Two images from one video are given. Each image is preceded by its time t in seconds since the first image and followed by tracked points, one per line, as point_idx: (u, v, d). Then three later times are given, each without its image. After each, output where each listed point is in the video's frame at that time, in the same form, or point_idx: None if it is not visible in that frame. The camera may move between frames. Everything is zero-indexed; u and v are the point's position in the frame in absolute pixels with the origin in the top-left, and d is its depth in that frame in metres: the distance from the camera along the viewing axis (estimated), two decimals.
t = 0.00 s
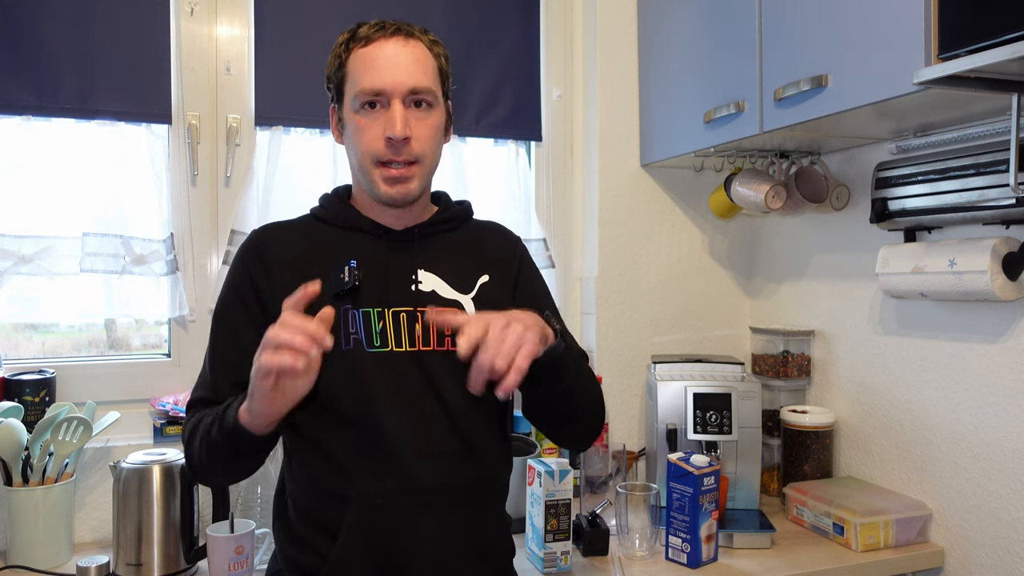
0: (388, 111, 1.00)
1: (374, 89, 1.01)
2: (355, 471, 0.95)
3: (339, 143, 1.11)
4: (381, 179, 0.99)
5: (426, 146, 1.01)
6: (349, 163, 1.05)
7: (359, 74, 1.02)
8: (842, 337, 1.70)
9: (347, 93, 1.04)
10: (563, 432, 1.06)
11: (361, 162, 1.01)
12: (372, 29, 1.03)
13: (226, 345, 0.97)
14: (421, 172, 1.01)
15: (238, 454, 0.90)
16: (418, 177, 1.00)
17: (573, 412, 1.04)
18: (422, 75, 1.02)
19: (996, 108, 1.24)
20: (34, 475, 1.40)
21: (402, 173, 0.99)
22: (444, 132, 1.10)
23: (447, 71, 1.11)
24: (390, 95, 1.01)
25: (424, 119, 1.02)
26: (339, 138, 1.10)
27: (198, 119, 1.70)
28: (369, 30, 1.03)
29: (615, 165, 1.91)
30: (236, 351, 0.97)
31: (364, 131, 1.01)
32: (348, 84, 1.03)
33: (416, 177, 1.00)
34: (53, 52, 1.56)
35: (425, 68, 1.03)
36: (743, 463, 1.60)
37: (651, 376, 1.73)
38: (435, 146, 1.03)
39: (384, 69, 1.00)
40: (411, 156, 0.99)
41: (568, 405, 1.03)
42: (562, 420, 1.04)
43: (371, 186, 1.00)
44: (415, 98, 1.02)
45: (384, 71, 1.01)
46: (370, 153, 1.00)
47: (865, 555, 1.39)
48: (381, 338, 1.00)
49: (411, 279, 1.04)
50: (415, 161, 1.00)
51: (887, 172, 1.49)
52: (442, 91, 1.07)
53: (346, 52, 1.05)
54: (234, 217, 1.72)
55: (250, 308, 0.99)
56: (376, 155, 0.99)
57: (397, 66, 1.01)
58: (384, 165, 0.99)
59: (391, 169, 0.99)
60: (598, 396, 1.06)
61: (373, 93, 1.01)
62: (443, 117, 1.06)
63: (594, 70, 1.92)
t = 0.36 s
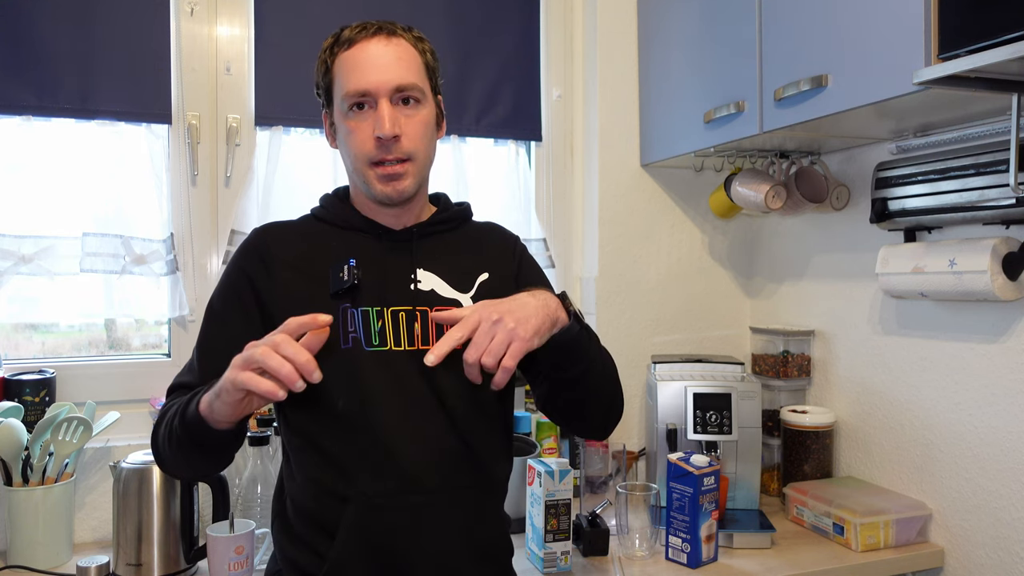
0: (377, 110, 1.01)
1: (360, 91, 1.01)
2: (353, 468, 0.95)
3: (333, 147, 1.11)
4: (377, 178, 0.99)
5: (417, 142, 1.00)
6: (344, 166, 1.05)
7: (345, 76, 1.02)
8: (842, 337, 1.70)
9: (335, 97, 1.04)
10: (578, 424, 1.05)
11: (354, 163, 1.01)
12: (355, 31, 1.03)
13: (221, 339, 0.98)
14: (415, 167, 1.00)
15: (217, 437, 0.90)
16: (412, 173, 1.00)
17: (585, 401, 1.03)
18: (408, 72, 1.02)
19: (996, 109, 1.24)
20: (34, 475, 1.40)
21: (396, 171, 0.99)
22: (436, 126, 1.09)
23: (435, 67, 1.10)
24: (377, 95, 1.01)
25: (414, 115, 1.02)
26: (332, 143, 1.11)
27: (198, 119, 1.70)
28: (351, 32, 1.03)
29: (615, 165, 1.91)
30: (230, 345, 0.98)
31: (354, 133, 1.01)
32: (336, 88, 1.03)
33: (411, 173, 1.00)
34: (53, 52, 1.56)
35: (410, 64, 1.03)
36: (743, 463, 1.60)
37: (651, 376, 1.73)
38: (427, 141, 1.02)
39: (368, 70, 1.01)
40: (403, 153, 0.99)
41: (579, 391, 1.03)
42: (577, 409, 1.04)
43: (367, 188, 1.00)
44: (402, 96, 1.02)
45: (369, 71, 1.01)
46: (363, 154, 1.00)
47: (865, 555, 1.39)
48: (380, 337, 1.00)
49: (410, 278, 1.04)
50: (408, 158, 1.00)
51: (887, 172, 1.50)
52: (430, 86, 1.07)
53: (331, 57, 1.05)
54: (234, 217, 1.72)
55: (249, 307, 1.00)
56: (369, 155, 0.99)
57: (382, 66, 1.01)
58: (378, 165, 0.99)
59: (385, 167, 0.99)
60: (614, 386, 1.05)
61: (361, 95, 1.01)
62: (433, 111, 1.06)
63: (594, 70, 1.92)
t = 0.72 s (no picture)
0: (368, 110, 1.01)
1: (351, 91, 1.01)
2: (351, 468, 0.95)
3: (327, 149, 1.11)
4: (370, 178, 0.99)
5: (410, 140, 1.00)
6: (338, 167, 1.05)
7: (335, 76, 1.02)
8: (842, 337, 1.70)
9: (327, 99, 1.04)
10: (580, 416, 1.05)
11: (348, 164, 1.01)
12: (343, 31, 1.03)
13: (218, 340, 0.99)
14: (409, 166, 1.00)
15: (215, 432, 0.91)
16: (406, 172, 1.00)
17: (587, 391, 1.03)
18: (397, 70, 1.02)
19: (996, 108, 1.24)
20: (34, 475, 1.40)
21: (390, 170, 0.99)
22: (429, 123, 1.09)
23: (427, 65, 1.10)
24: (368, 95, 1.01)
25: (405, 112, 1.02)
26: (327, 145, 1.11)
27: (198, 119, 1.70)
28: (339, 32, 1.03)
29: (615, 165, 1.91)
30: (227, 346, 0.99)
31: (347, 134, 1.01)
32: (326, 89, 1.03)
33: (405, 172, 1.00)
34: (53, 52, 1.56)
35: (400, 63, 1.03)
36: (743, 463, 1.60)
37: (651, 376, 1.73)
38: (419, 138, 1.02)
39: (358, 70, 1.01)
40: (396, 152, 0.99)
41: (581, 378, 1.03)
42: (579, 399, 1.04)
43: (362, 188, 1.00)
44: (393, 94, 1.02)
45: (358, 71, 1.01)
46: (356, 154, 1.00)
47: (865, 555, 1.39)
48: (377, 339, 0.99)
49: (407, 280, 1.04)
50: (402, 157, 1.00)
51: (887, 172, 1.49)
52: (420, 83, 1.07)
53: (320, 59, 1.05)
54: (234, 217, 1.72)
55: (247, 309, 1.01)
56: (361, 155, 0.99)
57: (372, 65, 1.01)
58: (371, 165, 0.99)
59: (379, 167, 0.99)
60: (613, 375, 1.05)
61: (352, 95, 1.01)
62: (425, 108, 1.06)
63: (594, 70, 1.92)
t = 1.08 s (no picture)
0: (366, 103, 1.01)
1: (350, 86, 1.01)
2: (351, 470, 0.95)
3: (324, 145, 1.11)
4: (367, 173, 0.99)
5: (407, 135, 1.00)
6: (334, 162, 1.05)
7: (334, 70, 1.02)
8: (842, 337, 1.70)
9: (325, 94, 1.04)
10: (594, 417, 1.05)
11: (344, 159, 1.01)
12: (343, 26, 1.04)
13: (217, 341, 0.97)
14: (407, 161, 1.00)
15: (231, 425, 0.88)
16: (403, 167, 1.00)
17: (599, 392, 1.03)
18: (395, 64, 1.02)
19: (996, 109, 1.24)
20: (34, 475, 1.40)
21: (388, 165, 0.99)
22: (427, 120, 1.09)
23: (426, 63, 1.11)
24: (366, 89, 1.01)
25: (403, 107, 1.02)
26: (323, 140, 1.11)
27: (198, 119, 1.70)
28: (338, 28, 1.04)
29: (615, 165, 1.91)
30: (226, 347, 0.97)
31: (344, 128, 1.01)
32: (324, 83, 1.04)
33: (402, 167, 1.00)
34: (53, 51, 1.56)
35: (398, 58, 1.03)
36: (743, 463, 1.60)
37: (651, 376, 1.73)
38: (416, 133, 1.02)
39: (358, 65, 1.01)
40: (394, 147, 0.99)
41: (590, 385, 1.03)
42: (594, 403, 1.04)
43: (358, 184, 1.00)
44: (392, 90, 1.02)
45: (357, 64, 1.01)
46: (353, 148, 1.00)
47: (865, 555, 1.39)
48: (376, 339, 1.00)
49: (406, 280, 1.05)
50: (399, 152, 1.00)
51: (887, 172, 1.49)
52: (420, 80, 1.07)
53: (319, 54, 1.06)
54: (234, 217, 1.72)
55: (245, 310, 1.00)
56: (358, 148, 0.99)
57: (371, 60, 1.01)
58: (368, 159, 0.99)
59: (376, 162, 0.99)
60: (624, 377, 1.05)
61: (350, 89, 1.01)
62: (423, 104, 1.06)
63: (594, 70, 1.92)
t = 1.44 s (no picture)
0: (370, 88, 1.00)
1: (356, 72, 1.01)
2: (343, 470, 0.95)
3: (323, 137, 1.10)
4: (368, 156, 0.97)
5: (409, 122, 0.99)
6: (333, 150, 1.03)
7: (340, 58, 1.02)
8: (842, 337, 1.70)
9: (329, 82, 1.04)
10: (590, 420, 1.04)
11: (344, 142, 0.99)
12: (354, 21, 1.06)
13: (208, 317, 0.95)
14: (407, 147, 0.99)
15: (218, 394, 0.86)
16: (404, 154, 0.98)
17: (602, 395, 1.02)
18: (401, 56, 1.03)
19: (996, 109, 1.24)
20: (34, 475, 1.40)
21: (389, 149, 0.97)
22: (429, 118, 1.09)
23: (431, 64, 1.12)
24: (372, 77, 1.01)
25: (408, 97, 1.02)
26: (323, 132, 1.10)
27: (198, 119, 1.70)
28: (348, 21, 1.06)
29: (615, 165, 1.91)
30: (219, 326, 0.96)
31: (346, 112, 1.00)
32: (329, 70, 1.03)
33: (402, 153, 0.98)
34: (53, 52, 1.56)
35: (406, 52, 1.04)
36: (743, 463, 1.60)
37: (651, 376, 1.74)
38: (419, 123, 1.01)
39: (366, 53, 1.01)
40: (395, 132, 0.97)
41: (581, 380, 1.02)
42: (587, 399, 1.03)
43: (358, 166, 0.98)
44: (397, 80, 1.02)
45: (365, 52, 1.02)
46: (354, 131, 0.98)
47: (865, 555, 1.39)
48: (371, 335, 1.00)
49: (401, 276, 1.04)
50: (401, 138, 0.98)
51: (887, 172, 1.49)
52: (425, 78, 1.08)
53: (326, 46, 1.06)
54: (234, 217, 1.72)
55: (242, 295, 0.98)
56: (360, 130, 0.97)
57: (379, 50, 1.02)
58: (369, 142, 0.97)
59: (377, 146, 0.97)
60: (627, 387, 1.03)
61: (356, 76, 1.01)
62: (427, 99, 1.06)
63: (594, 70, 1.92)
